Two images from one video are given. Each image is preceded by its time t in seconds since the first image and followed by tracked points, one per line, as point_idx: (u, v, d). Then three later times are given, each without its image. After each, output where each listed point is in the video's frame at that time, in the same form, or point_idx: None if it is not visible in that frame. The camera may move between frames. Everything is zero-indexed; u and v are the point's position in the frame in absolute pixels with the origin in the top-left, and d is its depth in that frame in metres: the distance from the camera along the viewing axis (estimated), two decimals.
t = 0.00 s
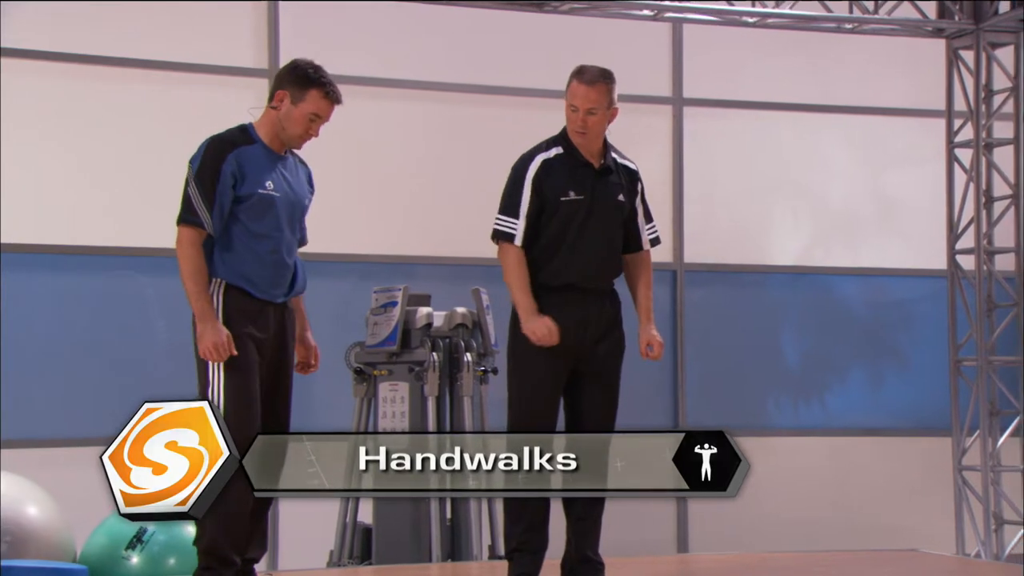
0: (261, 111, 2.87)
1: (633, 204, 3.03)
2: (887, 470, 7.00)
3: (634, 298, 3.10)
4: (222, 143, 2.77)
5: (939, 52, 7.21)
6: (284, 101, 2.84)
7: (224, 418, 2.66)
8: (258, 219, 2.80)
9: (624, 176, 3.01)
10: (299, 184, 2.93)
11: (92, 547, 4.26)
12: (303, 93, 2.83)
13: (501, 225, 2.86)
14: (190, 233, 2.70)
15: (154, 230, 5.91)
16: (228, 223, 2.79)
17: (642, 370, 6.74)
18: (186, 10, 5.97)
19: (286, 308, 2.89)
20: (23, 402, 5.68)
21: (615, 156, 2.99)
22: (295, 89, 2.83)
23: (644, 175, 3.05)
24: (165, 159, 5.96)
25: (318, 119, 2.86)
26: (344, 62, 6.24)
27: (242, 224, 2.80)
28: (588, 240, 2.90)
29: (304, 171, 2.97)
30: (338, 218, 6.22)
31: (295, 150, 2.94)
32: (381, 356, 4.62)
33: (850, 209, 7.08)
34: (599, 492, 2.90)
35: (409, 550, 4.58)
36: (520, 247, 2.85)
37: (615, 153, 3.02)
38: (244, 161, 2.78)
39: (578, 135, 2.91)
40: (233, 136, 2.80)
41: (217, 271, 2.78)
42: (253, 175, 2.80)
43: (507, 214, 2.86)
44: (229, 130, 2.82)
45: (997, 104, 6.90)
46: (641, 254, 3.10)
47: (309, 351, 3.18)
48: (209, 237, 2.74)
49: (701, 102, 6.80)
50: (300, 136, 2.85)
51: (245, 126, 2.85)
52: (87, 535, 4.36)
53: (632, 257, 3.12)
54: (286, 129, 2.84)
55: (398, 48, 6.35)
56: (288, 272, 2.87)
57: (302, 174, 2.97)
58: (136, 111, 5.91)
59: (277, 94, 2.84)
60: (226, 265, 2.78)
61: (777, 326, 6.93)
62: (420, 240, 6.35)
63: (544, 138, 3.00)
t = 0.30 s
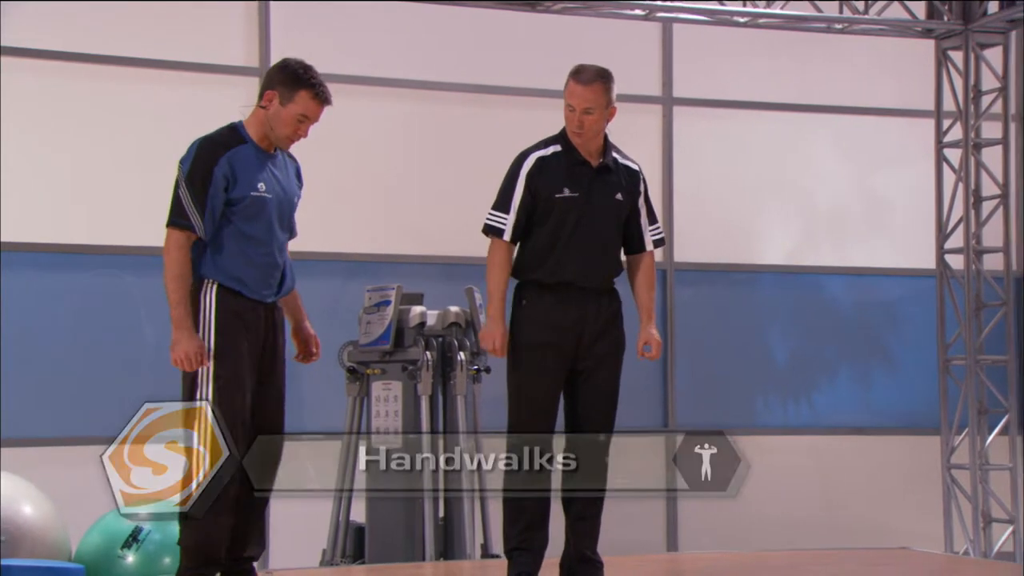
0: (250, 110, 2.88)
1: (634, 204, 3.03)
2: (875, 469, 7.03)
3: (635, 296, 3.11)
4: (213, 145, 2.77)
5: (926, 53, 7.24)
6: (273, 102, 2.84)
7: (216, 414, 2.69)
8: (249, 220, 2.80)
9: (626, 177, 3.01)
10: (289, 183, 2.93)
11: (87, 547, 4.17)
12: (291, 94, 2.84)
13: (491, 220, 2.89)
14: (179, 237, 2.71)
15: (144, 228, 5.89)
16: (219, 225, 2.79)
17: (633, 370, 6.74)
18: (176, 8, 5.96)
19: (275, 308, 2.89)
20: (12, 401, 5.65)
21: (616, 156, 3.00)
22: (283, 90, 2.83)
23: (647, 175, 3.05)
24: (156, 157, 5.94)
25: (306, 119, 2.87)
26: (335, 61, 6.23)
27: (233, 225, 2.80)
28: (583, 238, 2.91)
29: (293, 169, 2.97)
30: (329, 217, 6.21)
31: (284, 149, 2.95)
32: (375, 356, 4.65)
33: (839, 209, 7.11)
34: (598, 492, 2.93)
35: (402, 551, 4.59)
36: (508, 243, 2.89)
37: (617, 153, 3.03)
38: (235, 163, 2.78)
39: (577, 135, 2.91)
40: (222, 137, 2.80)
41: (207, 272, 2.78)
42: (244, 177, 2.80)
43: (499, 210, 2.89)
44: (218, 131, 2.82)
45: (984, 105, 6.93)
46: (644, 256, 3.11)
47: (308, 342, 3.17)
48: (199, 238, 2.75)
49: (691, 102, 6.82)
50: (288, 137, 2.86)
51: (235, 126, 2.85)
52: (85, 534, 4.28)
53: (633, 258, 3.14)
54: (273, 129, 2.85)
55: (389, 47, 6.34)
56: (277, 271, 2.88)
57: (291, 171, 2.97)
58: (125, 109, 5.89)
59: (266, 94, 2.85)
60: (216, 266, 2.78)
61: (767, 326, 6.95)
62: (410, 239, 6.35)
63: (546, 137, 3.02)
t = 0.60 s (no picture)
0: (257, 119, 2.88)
1: (643, 207, 3.04)
2: (870, 471, 7.05)
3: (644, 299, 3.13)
4: (225, 157, 2.78)
5: (921, 56, 7.27)
6: (278, 114, 2.84)
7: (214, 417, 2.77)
8: (254, 232, 2.85)
9: (634, 180, 3.02)
10: (293, 188, 2.96)
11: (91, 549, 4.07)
12: (297, 107, 2.82)
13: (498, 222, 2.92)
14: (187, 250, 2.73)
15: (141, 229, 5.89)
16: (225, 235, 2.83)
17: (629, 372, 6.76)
18: (173, 10, 5.96)
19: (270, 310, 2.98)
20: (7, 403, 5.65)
21: (625, 159, 3.00)
22: (289, 104, 2.82)
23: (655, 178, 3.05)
24: (152, 158, 5.93)
25: (311, 133, 2.85)
26: (332, 63, 6.24)
27: (238, 235, 2.84)
28: (589, 239, 2.92)
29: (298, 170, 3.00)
30: (326, 218, 6.21)
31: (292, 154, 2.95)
32: (375, 358, 4.66)
33: (834, 211, 7.13)
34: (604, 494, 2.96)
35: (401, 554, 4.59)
36: (514, 244, 2.91)
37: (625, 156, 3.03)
38: (246, 176, 2.80)
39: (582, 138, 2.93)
40: (230, 148, 2.81)
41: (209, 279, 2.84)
42: (253, 190, 2.82)
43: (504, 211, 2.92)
44: (227, 140, 2.82)
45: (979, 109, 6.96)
46: (653, 259, 3.11)
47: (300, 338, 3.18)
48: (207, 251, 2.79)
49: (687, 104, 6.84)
50: (292, 149, 2.85)
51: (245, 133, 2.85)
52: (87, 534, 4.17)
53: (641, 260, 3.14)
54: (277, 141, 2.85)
55: (386, 50, 6.35)
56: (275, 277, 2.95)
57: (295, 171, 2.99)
58: (124, 111, 5.90)
59: (271, 105, 2.84)
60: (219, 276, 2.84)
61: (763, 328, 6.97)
62: (409, 242, 6.35)
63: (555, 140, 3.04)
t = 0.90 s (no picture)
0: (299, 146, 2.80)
1: (648, 209, 3.05)
2: (863, 474, 7.08)
3: (648, 304, 3.15)
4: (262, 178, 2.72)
5: (914, 61, 7.30)
6: (319, 146, 2.76)
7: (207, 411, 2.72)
8: (275, 255, 2.80)
9: (639, 183, 3.03)
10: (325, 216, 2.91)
11: (90, 550, 4.08)
12: (338, 143, 2.74)
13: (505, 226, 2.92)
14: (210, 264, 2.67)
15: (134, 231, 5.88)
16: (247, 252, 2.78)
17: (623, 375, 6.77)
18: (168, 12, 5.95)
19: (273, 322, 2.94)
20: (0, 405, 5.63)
21: (629, 162, 3.02)
22: (331, 137, 2.73)
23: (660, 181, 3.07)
24: (147, 160, 5.93)
25: (350, 169, 2.77)
26: (327, 66, 6.24)
27: (259, 255, 2.80)
28: (595, 243, 2.94)
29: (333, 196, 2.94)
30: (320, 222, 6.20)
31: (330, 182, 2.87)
32: (372, 361, 4.67)
33: (828, 215, 7.15)
34: (608, 495, 2.98)
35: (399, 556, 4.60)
36: (521, 248, 2.91)
37: (629, 159, 3.05)
38: (278, 200, 2.75)
39: (588, 143, 2.93)
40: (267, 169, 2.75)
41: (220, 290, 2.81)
42: (282, 215, 2.77)
43: (511, 215, 2.92)
44: (266, 161, 2.76)
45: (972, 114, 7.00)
46: (657, 262, 3.13)
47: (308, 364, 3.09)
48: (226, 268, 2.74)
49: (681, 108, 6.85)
50: (328, 184, 2.78)
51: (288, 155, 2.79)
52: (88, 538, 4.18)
53: (645, 263, 3.15)
54: (315, 174, 2.77)
55: (380, 54, 6.35)
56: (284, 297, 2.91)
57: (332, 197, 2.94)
58: (121, 113, 5.89)
59: (315, 138, 2.76)
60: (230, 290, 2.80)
61: (757, 332, 6.98)
62: (403, 245, 6.35)
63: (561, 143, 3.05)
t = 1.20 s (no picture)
0: (336, 214, 2.72)
1: (652, 206, 3.06)
2: (854, 470, 7.10)
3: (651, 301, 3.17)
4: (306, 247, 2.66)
5: (905, 59, 7.32)
6: (355, 224, 2.67)
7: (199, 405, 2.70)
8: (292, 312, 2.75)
9: (644, 180, 3.04)
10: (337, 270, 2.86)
11: (87, 546, 4.21)
12: (376, 226, 2.66)
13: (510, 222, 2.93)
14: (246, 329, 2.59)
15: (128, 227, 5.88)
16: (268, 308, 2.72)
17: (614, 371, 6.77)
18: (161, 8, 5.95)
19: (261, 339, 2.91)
20: None
21: (633, 159, 3.02)
22: (371, 220, 2.65)
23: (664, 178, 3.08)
24: (140, 155, 5.92)
25: (382, 251, 2.70)
26: (320, 62, 6.24)
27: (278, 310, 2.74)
28: (599, 240, 2.95)
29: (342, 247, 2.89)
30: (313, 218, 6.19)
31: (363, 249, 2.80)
32: (367, 357, 4.67)
33: (820, 213, 7.17)
34: (610, 491, 2.99)
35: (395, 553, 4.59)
36: (525, 244, 2.93)
37: (633, 156, 3.05)
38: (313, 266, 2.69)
39: (593, 142, 2.95)
40: (308, 236, 2.68)
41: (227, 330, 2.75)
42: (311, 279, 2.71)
43: (515, 211, 2.93)
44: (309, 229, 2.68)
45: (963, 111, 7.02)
46: (659, 260, 3.14)
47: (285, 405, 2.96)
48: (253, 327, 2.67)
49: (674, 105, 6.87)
50: (357, 260, 2.71)
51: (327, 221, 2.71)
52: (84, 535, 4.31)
53: (648, 261, 3.17)
54: (347, 247, 2.70)
55: (374, 50, 6.35)
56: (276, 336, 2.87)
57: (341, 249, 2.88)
58: (115, 108, 5.88)
59: (353, 215, 2.67)
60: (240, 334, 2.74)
61: (749, 329, 7.00)
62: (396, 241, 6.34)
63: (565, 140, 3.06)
